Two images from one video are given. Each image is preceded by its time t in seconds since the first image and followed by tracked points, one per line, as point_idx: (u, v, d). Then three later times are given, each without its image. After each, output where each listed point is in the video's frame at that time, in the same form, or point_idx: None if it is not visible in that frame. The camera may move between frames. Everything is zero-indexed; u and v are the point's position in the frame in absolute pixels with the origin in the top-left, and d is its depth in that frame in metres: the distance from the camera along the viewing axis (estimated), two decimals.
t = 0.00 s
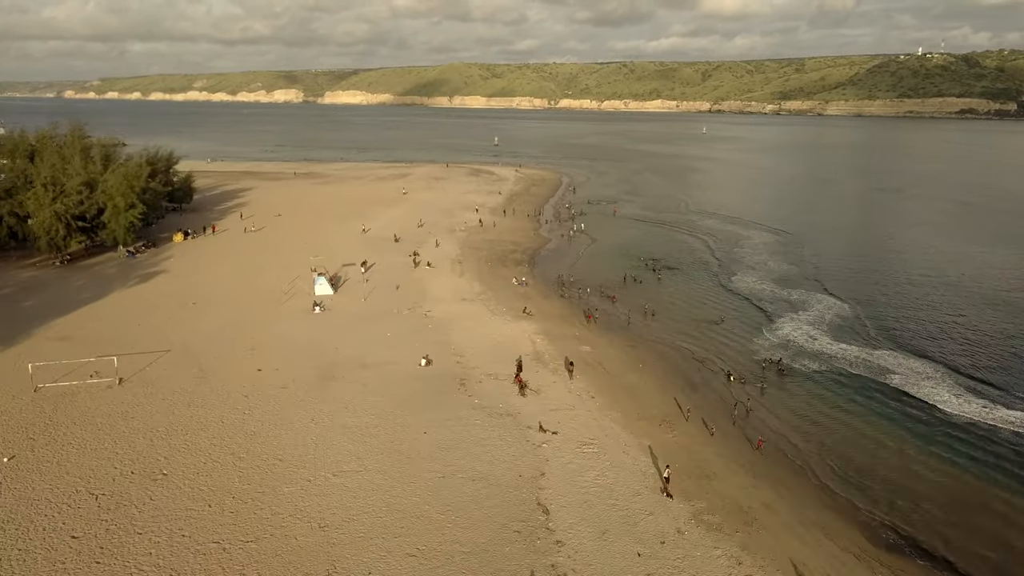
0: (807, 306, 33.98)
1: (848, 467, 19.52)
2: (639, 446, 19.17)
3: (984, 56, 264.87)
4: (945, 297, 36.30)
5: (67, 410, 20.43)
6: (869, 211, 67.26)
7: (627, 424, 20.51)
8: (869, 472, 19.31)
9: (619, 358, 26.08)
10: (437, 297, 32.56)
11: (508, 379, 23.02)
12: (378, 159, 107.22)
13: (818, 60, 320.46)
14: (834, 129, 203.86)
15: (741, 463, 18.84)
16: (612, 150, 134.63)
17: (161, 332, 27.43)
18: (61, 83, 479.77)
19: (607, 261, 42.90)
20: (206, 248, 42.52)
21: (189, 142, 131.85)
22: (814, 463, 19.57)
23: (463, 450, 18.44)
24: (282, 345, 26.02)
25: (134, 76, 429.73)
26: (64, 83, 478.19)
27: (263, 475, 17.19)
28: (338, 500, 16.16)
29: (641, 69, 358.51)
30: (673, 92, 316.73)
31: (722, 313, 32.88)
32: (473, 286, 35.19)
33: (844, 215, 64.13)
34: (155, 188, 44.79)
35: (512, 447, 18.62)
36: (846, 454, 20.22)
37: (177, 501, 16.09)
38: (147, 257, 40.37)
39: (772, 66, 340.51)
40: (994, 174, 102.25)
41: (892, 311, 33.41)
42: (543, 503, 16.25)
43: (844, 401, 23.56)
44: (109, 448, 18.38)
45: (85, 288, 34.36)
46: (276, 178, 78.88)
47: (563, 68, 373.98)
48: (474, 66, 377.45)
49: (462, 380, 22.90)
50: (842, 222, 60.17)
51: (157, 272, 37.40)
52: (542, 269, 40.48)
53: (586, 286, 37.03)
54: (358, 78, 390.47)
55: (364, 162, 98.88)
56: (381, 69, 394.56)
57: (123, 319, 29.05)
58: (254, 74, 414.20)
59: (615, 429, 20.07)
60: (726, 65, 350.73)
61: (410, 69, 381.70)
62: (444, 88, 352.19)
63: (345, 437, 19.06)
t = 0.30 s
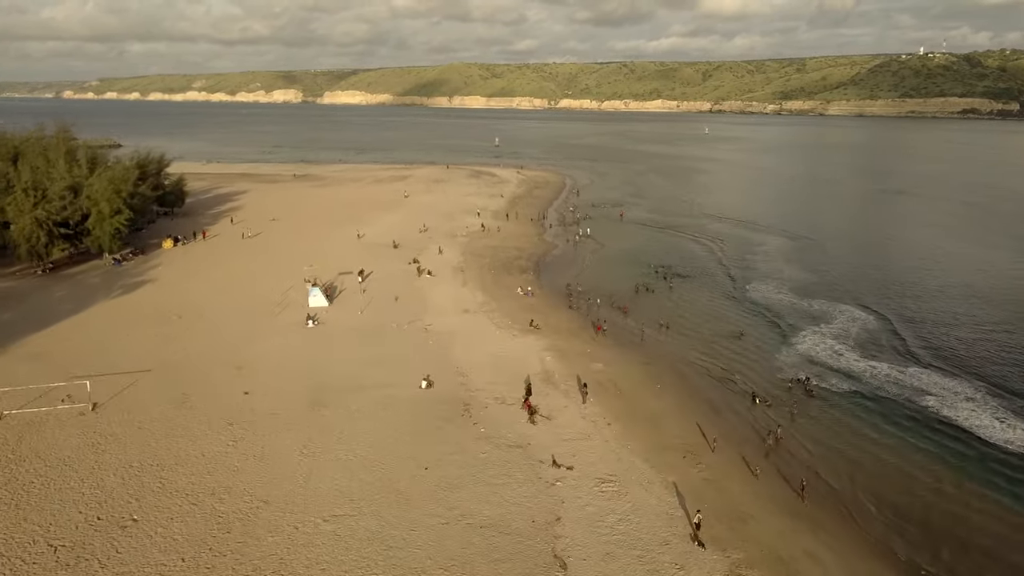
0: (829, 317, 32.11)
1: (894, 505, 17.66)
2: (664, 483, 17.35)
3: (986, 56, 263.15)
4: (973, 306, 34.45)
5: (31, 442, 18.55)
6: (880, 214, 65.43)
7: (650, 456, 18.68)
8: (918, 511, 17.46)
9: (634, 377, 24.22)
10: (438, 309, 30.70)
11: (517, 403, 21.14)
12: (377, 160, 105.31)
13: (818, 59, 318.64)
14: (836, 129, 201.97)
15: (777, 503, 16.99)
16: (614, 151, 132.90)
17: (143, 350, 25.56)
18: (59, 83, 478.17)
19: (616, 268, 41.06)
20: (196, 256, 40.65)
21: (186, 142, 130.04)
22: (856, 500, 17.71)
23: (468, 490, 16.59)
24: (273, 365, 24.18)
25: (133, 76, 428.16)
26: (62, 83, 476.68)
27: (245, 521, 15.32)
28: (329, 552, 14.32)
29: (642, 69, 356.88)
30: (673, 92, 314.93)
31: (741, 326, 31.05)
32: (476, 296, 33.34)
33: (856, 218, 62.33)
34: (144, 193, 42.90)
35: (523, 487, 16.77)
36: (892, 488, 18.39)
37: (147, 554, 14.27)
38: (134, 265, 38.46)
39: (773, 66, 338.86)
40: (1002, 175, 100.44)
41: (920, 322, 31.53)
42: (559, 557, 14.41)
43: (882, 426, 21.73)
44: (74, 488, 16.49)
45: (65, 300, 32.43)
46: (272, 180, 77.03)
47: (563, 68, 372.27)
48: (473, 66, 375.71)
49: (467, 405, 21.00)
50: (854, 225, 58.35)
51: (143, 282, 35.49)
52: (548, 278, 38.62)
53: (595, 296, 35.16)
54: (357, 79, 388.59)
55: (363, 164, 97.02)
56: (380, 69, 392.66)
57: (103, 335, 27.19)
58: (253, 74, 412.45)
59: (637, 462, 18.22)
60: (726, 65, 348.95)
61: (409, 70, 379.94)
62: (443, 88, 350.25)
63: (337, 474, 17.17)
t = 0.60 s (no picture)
0: (854, 331, 30.26)
1: (946, 552, 15.89)
2: (693, 527, 15.60)
3: (988, 56, 261.36)
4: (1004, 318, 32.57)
5: None
6: (893, 217, 63.62)
7: (676, 494, 16.92)
8: (974, 559, 15.67)
9: (651, 400, 22.46)
10: (439, 322, 28.90)
11: (526, 432, 19.37)
12: (376, 161, 103.52)
13: (819, 59, 316.80)
14: (838, 129, 200.08)
15: (818, 552, 15.24)
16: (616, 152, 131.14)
17: (122, 371, 23.77)
18: (58, 83, 476.77)
19: (626, 277, 39.30)
20: (186, 264, 38.84)
21: (182, 144, 128.23)
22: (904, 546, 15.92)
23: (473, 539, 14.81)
24: (261, 387, 22.39)
25: (131, 76, 426.41)
26: (60, 83, 475.22)
27: None
28: None
29: (642, 70, 355.10)
30: (673, 92, 313.19)
31: (762, 340, 29.29)
32: (479, 307, 31.55)
33: (868, 221, 60.58)
34: (131, 197, 41.03)
35: (536, 535, 14.99)
36: (943, 530, 16.63)
37: None
38: (119, 274, 36.64)
39: (773, 66, 337.15)
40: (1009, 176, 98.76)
41: (950, 336, 29.68)
42: None
43: (925, 455, 19.94)
44: (31, 536, 14.73)
45: (44, 312, 30.60)
46: (268, 183, 75.18)
47: (563, 68, 370.62)
48: (472, 66, 373.82)
49: (472, 433, 19.23)
50: (867, 229, 56.60)
51: (128, 292, 33.67)
52: (555, 286, 36.83)
53: (605, 306, 33.37)
54: (356, 79, 386.68)
55: (361, 165, 95.10)
56: (379, 69, 390.68)
57: (81, 353, 25.41)
58: (252, 74, 410.70)
59: (662, 502, 16.46)
60: (726, 65, 347.16)
61: (408, 70, 378.06)
62: (443, 88, 348.26)
63: (327, 519, 15.38)
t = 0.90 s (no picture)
0: (883, 345, 28.49)
1: None
2: None
3: (990, 55, 259.52)
4: None
5: None
6: (906, 219, 61.79)
7: (707, 543, 15.19)
8: None
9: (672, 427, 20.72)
10: (440, 337, 27.11)
11: (537, 468, 17.62)
12: (374, 162, 101.68)
13: (818, 59, 314.94)
14: (840, 129, 198.11)
15: None
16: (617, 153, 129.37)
17: (96, 392, 21.89)
18: (56, 83, 475.01)
19: (634, 285, 37.51)
20: (174, 271, 37.02)
21: (178, 145, 126.30)
22: None
23: None
24: (246, 414, 20.56)
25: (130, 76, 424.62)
26: (59, 84, 473.51)
27: None
28: None
29: (642, 70, 353.37)
30: (673, 92, 311.52)
31: (784, 355, 27.54)
32: (483, 320, 29.74)
33: (880, 224, 58.79)
34: (117, 202, 39.15)
35: None
36: None
37: None
38: (103, 284, 34.75)
39: (774, 66, 335.48)
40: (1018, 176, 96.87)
41: (984, 352, 27.92)
42: None
43: (975, 491, 18.19)
44: None
45: (20, 326, 28.70)
46: (263, 185, 73.34)
47: (562, 68, 368.89)
48: (471, 66, 372.09)
49: (477, 469, 17.45)
50: (879, 232, 54.84)
51: (110, 303, 31.78)
52: (563, 296, 35.03)
53: (616, 318, 31.60)
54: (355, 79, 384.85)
55: (360, 167, 93.24)
56: (378, 69, 388.80)
57: (54, 372, 23.52)
58: (251, 74, 408.84)
59: (691, 553, 14.75)
60: (725, 65, 344.49)
61: (407, 70, 376.25)
62: (442, 88, 346.36)
63: None
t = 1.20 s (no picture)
0: (916, 361, 26.72)
1: None
2: None
3: (990, 55, 257.85)
4: None
5: None
6: (921, 221, 60.00)
7: None
8: None
9: (698, 459, 19.00)
10: (442, 354, 25.34)
11: (551, 510, 15.91)
12: (373, 163, 99.80)
13: (819, 58, 312.95)
14: (842, 129, 196.17)
15: None
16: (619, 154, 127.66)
17: (66, 419, 20.12)
18: (55, 84, 473.75)
19: (645, 295, 35.73)
20: (161, 280, 35.23)
21: (172, 147, 124.23)
22: None
23: None
24: (229, 444, 18.75)
25: (128, 77, 423.05)
26: (58, 85, 472.15)
27: None
28: None
29: (642, 70, 351.52)
30: (672, 93, 309.31)
31: (810, 373, 25.80)
32: (487, 333, 27.95)
33: (893, 227, 56.94)
34: (102, 207, 37.28)
35: None
36: None
37: None
38: (86, 294, 32.90)
39: (774, 66, 333.82)
40: None
41: None
42: None
43: None
44: None
45: None
46: (258, 187, 71.50)
47: (563, 68, 367.17)
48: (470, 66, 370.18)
49: (485, 513, 15.77)
50: (893, 236, 53.07)
51: (92, 315, 29.96)
52: (571, 306, 33.31)
53: (628, 331, 29.87)
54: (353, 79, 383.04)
55: (357, 168, 91.32)
56: (377, 69, 387.04)
57: (23, 395, 21.77)
58: (250, 74, 407.13)
59: None
60: (725, 65, 342.96)
61: (406, 70, 374.39)
62: (441, 88, 344.44)
63: None
